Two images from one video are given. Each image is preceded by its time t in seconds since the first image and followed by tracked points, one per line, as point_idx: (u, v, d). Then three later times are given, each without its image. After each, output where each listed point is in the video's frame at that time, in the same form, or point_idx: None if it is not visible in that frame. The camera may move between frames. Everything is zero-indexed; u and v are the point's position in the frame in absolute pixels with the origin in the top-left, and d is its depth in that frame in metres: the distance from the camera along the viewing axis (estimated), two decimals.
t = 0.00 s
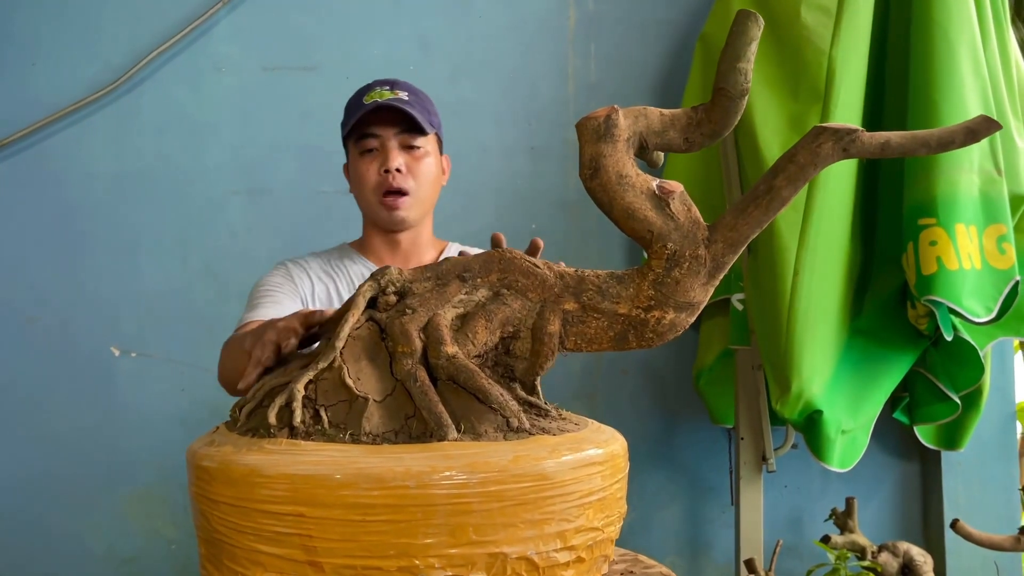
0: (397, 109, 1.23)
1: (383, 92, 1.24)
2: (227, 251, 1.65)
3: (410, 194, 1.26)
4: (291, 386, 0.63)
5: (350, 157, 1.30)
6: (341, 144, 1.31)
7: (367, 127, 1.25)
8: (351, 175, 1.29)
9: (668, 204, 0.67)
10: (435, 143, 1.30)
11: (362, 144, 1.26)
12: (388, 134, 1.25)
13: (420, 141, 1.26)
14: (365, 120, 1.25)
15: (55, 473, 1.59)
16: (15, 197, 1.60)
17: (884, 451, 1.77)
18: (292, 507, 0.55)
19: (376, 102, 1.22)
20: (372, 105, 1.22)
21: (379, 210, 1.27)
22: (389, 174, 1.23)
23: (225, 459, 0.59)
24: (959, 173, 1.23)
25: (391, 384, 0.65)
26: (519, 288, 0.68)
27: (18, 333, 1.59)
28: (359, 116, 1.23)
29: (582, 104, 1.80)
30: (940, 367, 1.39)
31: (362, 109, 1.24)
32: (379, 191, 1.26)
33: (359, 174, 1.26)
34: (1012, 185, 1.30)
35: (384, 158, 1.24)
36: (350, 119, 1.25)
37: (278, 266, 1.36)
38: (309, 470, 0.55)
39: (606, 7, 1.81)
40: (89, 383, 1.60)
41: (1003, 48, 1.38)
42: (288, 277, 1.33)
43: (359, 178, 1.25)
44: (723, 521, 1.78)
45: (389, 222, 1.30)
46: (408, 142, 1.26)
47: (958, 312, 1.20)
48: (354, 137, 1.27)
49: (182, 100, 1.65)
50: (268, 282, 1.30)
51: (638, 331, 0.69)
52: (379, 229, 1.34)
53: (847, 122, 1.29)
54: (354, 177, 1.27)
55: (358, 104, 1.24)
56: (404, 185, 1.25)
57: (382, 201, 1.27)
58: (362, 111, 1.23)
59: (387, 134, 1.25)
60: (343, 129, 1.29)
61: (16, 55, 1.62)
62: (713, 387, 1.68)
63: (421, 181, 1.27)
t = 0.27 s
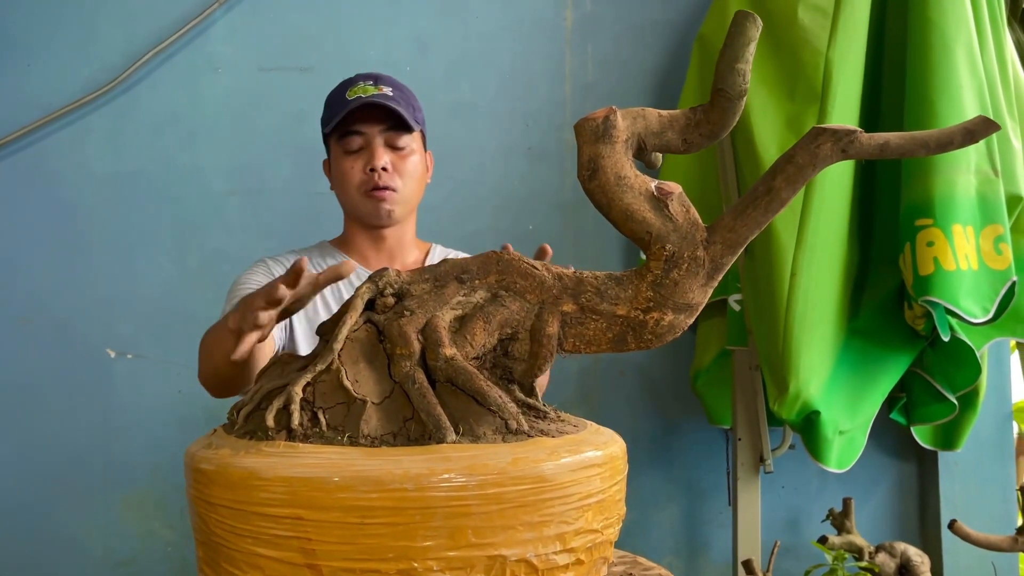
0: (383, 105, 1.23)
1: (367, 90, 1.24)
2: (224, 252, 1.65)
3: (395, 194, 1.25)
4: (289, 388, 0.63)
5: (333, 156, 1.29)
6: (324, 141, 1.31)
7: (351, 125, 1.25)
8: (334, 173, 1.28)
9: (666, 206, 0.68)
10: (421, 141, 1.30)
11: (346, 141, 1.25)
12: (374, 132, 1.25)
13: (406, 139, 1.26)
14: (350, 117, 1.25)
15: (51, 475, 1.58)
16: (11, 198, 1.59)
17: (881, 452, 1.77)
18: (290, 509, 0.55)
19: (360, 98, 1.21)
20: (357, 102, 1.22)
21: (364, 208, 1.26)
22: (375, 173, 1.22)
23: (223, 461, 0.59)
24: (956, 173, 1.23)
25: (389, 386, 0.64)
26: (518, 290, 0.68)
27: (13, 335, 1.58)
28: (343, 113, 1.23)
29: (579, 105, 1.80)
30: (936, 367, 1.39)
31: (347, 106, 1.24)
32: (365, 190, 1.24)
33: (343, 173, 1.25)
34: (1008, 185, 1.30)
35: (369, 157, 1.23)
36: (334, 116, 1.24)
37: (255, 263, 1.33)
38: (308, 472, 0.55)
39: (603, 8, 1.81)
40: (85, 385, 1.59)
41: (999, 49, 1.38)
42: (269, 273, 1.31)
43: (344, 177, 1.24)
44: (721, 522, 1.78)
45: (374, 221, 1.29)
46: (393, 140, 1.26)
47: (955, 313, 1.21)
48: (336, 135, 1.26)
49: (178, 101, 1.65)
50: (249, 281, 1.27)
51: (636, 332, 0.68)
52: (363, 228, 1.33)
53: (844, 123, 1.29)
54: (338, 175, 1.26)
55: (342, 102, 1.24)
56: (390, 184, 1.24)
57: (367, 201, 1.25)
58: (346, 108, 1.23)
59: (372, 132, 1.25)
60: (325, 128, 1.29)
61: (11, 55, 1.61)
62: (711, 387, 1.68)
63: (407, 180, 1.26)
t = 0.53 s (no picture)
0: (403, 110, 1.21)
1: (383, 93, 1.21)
2: (221, 253, 1.64)
3: (412, 199, 1.23)
4: (290, 388, 0.63)
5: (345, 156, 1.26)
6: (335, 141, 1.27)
7: (368, 127, 1.22)
8: (347, 175, 1.25)
9: (667, 206, 0.67)
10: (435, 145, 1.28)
11: (362, 144, 1.22)
12: (391, 135, 1.23)
13: (422, 143, 1.24)
14: (367, 120, 1.22)
15: (47, 477, 1.57)
16: (7, 199, 1.59)
17: (879, 452, 1.77)
18: (292, 510, 0.54)
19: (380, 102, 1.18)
20: (376, 106, 1.19)
21: (378, 212, 1.24)
22: (393, 177, 1.20)
23: (223, 462, 0.58)
24: (955, 173, 1.23)
25: (390, 386, 0.64)
26: (519, 290, 0.68)
27: (10, 336, 1.57)
28: (362, 116, 1.20)
29: (577, 106, 1.80)
30: (935, 367, 1.39)
31: (364, 108, 1.21)
32: (380, 194, 1.22)
33: (359, 175, 1.22)
34: (1006, 186, 1.31)
35: (386, 160, 1.21)
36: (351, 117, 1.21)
37: (264, 261, 1.32)
38: (309, 473, 0.54)
39: (601, 9, 1.81)
40: (82, 386, 1.58)
41: (996, 50, 1.39)
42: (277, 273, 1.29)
43: (359, 179, 1.22)
44: (719, 522, 1.78)
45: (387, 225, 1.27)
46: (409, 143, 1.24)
47: (954, 313, 1.21)
48: (351, 137, 1.23)
49: (176, 101, 1.65)
50: (257, 279, 1.26)
51: (637, 332, 0.68)
52: (375, 230, 1.32)
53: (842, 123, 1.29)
54: (352, 177, 1.24)
55: (358, 104, 1.21)
56: (407, 188, 1.22)
57: (382, 204, 1.23)
58: (364, 112, 1.20)
59: (388, 135, 1.23)
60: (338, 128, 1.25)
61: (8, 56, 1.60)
62: (709, 388, 1.68)
63: (422, 184, 1.24)
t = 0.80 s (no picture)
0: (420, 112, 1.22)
1: (399, 95, 1.22)
2: (220, 253, 1.64)
3: (425, 198, 1.25)
4: (291, 390, 0.63)
5: (359, 158, 1.27)
6: (348, 143, 1.28)
7: (384, 129, 1.23)
8: (361, 176, 1.26)
9: (668, 207, 0.67)
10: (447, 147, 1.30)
11: (378, 145, 1.23)
12: (406, 137, 1.24)
13: (437, 145, 1.26)
14: (383, 123, 1.22)
15: (44, 478, 1.57)
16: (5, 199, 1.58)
17: (878, 452, 1.77)
18: (294, 512, 0.54)
19: (397, 104, 1.19)
20: (392, 109, 1.19)
21: (392, 212, 1.25)
22: (408, 177, 1.21)
23: (224, 464, 0.58)
24: (954, 174, 1.23)
25: (391, 387, 0.64)
26: (519, 290, 0.68)
27: (7, 337, 1.57)
28: (378, 119, 1.19)
29: (575, 107, 1.80)
30: (934, 368, 1.39)
31: (380, 111, 1.20)
32: (395, 194, 1.23)
33: (374, 175, 1.23)
34: (1004, 187, 1.31)
35: (401, 161, 1.22)
36: (365, 121, 1.21)
37: (283, 257, 1.31)
38: (311, 474, 0.54)
39: (599, 10, 1.81)
40: (80, 387, 1.58)
41: (994, 51, 1.39)
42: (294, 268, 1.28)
43: (375, 179, 1.23)
44: (718, 523, 1.78)
45: (401, 225, 1.28)
46: (424, 146, 1.25)
47: (952, 313, 1.21)
48: (366, 138, 1.24)
49: (174, 101, 1.64)
50: (275, 271, 1.25)
51: (637, 333, 0.68)
52: (387, 231, 1.32)
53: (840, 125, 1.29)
54: (366, 177, 1.25)
55: (374, 106, 1.21)
56: (421, 188, 1.23)
57: (397, 204, 1.24)
58: (380, 115, 1.19)
59: (404, 137, 1.24)
60: (351, 130, 1.26)
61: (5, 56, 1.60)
62: (708, 389, 1.68)
63: (436, 186, 1.26)
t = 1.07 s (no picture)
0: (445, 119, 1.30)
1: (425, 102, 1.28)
2: (219, 254, 1.64)
3: (446, 200, 1.30)
4: (291, 391, 0.63)
5: (381, 160, 1.32)
6: (370, 145, 1.32)
7: (410, 132, 1.29)
8: (384, 177, 1.31)
9: (668, 208, 0.67)
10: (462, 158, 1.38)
11: (404, 147, 1.29)
12: (431, 142, 1.31)
13: (458, 152, 1.33)
14: (411, 126, 1.28)
15: (43, 479, 1.56)
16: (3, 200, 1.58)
17: (876, 454, 1.78)
18: (294, 513, 0.54)
19: (426, 108, 1.26)
20: (422, 113, 1.25)
21: (413, 214, 1.29)
22: (433, 178, 1.27)
23: (224, 465, 0.58)
24: (952, 176, 1.23)
25: (391, 388, 0.64)
26: (519, 292, 0.68)
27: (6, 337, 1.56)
28: (408, 120, 1.25)
29: (575, 108, 1.80)
30: (932, 369, 1.39)
31: (409, 115, 1.26)
32: (417, 194, 1.28)
33: (398, 175, 1.28)
34: (1003, 189, 1.31)
35: (425, 163, 1.28)
36: (396, 123, 1.26)
37: (294, 264, 1.34)
38: (312, 476, 0.54)
39: (598, 11, 1.81)
40: (78, 388, 1.58)
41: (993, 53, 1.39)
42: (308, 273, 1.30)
43: (400, 179, 1.27)
44: (716, 524, 1.78)
45: (420, 226, 1.32)
46: (447, 152, 1.32)
47: (951, 315, 1.21)
48: (392, 140, 1.29)
49: (173, 102, 1.64)
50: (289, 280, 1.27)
51: (636, 335, 0.68)
52: (402, 233, 1.35)
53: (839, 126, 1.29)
54: (390, 178, 1.29)
55: (403, 109, 1.27)
56: (443, 189, 1.28)
57: (419, 204, 1.28)
58: (410, 118, 1.25)
59: (430, 142, 1.30)
60: (374, 133, 1.31)
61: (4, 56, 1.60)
62: (707, 390, 1.68)
63: (455, 189, 1.32)
